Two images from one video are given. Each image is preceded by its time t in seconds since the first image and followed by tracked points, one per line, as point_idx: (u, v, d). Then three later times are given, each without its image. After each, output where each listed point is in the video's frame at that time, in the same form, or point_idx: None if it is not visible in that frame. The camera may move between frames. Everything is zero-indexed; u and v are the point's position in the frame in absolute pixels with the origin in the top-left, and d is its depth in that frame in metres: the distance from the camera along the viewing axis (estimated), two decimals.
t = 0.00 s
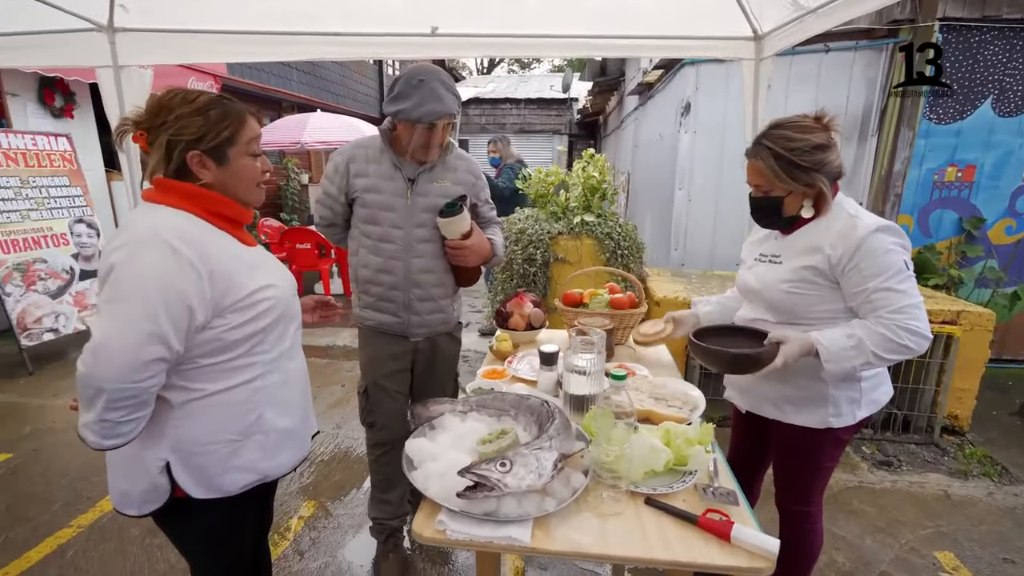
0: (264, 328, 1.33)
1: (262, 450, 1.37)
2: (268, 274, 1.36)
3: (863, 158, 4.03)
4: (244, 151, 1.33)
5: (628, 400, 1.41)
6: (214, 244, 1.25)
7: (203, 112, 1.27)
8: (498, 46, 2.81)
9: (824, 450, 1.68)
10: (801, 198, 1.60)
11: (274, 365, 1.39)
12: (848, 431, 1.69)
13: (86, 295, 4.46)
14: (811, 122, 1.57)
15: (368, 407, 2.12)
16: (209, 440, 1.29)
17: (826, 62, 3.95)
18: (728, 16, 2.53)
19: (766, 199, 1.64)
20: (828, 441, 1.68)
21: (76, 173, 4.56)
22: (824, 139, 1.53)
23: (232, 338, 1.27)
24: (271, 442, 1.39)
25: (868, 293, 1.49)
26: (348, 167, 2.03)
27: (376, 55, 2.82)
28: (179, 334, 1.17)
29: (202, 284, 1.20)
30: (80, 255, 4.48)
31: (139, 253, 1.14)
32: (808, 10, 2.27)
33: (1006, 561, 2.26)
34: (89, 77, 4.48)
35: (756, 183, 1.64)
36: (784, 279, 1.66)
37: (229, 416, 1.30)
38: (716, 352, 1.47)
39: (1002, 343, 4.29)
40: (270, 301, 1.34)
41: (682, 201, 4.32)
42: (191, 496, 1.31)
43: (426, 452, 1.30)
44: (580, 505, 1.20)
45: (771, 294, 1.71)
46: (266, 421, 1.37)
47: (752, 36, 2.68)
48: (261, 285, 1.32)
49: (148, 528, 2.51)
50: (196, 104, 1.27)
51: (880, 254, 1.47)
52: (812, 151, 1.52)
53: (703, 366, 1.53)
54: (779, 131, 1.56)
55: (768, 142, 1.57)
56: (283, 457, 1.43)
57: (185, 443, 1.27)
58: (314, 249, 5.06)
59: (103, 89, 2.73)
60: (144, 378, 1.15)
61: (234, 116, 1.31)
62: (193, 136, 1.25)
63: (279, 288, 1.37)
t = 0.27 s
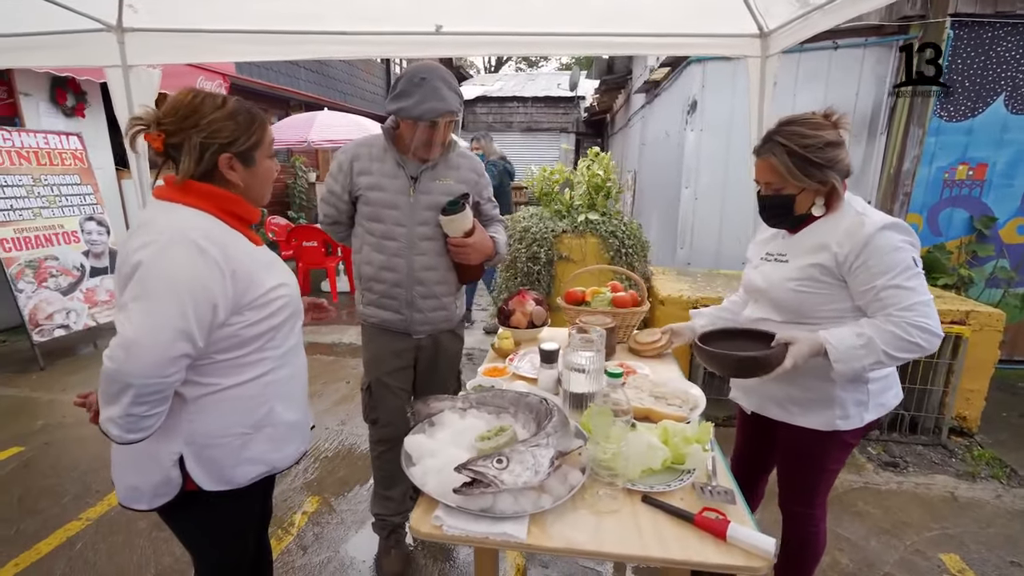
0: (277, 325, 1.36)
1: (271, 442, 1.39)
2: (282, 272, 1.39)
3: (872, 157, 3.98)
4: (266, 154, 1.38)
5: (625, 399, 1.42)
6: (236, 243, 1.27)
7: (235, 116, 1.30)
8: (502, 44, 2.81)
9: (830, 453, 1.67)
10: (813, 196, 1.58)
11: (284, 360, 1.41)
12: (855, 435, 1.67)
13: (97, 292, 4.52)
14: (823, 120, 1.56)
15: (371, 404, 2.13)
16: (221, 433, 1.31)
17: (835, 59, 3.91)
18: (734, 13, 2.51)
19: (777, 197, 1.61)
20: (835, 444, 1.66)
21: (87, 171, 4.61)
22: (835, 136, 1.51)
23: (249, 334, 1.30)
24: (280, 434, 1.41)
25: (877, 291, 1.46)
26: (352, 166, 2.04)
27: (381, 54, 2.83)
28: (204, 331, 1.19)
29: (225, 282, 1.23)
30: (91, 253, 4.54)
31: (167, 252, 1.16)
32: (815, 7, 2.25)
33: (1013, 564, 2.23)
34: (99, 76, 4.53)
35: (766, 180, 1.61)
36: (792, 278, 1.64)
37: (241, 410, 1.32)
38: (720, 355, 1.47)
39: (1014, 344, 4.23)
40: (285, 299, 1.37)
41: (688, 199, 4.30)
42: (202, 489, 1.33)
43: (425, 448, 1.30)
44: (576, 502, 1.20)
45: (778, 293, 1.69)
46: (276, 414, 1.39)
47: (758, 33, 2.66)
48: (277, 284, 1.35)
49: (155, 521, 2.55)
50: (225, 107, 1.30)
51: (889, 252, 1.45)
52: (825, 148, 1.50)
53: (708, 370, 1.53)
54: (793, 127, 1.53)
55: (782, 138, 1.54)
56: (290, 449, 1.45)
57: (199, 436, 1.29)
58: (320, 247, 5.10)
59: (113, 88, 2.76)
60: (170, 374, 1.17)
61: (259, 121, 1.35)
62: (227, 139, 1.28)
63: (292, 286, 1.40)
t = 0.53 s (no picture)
0: (282, 322, 1.38)
1: (271, 438, 1.41)
2: (288, 272, 1.41)
3: (878, 156, 3.94)
4: (273, 154, 1.41)
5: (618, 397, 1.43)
6: (247, 241, 1.29)
7: (245, 116, 1.32)
8: (504, 43, 2.81)
9: (833, 453, 1.65)
10: (822, 195, 1.57)
11: (286, 356, 1.43)
12: (859, 435, 1.65)
13: (103, 290, 4.56)
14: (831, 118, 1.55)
15: (371, 401, 2.14)
16: (223, 427, 1.32)
17: (840, 56, 3.87)
18: (737, 10, 2.50)
19: (785, 196, 1.60)
20: (839, 445, 1.65)
21: (94, 170, 4.66)
22: (843, 134, 1.50)
23: (255, 330, 1.31)
24: (279, 430, 1.42)
25: (893, 291, 1.43)
26: (353, 164, 2.05)
27: (383, 52, 2.84)
28: (215, 325, 1.21)
29: (236, 278, 1.24)
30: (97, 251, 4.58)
31: (181, 247, 1.17)
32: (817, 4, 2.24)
33: (1017, 566, 2.21)
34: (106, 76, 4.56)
35: (775, 179, 1.59)
36: (801, 278, 1.62)
37: (243, 405, 1.34)
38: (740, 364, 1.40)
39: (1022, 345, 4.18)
40: (290, 297, 1.39)
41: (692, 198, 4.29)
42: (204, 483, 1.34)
43: (421, 444, 1.31)
44: (570, 499, 1.20)
45: (787, 293, 1.66)
46: (276, 410, 1.40)
47: (761, 30, 2.65)
48: (283, 282, 1.37)
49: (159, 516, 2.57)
50: (235, 107, 1.32)
51: (902, 250, 1.42)
52: (835, 146, 1.48)
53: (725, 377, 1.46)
54: (800, 125, 1.51)
55: (790, 136, 1.52)
56: (288, 445, 1.46)
57: (202, 430, 1.30)
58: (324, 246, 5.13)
59: (117, 87, 2.79)
60: (182, 366, 1.18)
61: (268, 121, 1.38)
62: (238, 137, 1.30)
63: (296, 285, 1.42)
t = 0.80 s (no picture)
0: (283, 318, 1.39)
1: (271, 433, 1.41)
2: (289, 268, 1.42)
3: (880, 154, 3.92)
4: (276, 152, 1.41)
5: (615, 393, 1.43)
6: (249, 237, 1.30)
7: (248, 114, 1.33)
8: (505, 41, 2.81)
9: (835, 452, 1.65)
10: (831, 192, 1.56)
11: (286, 352, 1.43)
12: (861, 434, 1.65)
13: (106, 287, 4.57)
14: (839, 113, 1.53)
15: (371, 398, 2.15)
16: (224, 422, 1.32)
17: (843, 54, 3.84)
18: (737, 8, 2.49)
19: (793, 194, 1.60)
20: (842, 444, 1.64)
21: (96, 168, 4.67)
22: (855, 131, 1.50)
23: (256, 325, 1.32)
24: (280, 425, 1.43)
25: (908, 290, 1.42)
26: (352, 161, 2.07)
27: (383, 50, 2.85)
28: (217, 319, 1.22)
29: (239, 273, 1.25)
30: (100, 248, 4.59)
31: (184, 242, 1.18)
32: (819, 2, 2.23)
33: (1017, 564, 2.21)
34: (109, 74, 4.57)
35: (783, 177, 1.59)
36: (810, 278, 1.61)
37: (244, 400, 1.34)
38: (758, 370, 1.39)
39: None
40: (291, 293, 1.40)
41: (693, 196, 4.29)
42: (205, 478, 1.35)
43: (419, 440, 1.31)
44: (567, 494, 1.21)
45: (794, 292, 1.65)
46: (277, 405, 1.41)
47: (762, 28, 2.64)
48: (284, 278, 1.38)
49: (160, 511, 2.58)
50: (238, 104, 1.32)
51: (916, 249, 1.42)
52: (847, 144, 1.48)
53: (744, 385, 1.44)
54: (811, 121, 1.50)
55: (802, 132, 1.51)
56: (288, 441, 1.47)
57: (203, 425, 1.31)
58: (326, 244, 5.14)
59: (119, 85, 2.80)
60: (184, 359, 1.19)
61: (270, 120, 1.39)
62: (240, 136, 1.31)
63: (297, 281, 1.43)
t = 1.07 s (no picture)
0: (286, 314, 1.40)
1: (276, 429, 1.42)
2: (291, 265, 1.43)
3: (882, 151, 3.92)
4: (280, 151, 1.43)
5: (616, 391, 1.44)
6: (252, 234, 1.31)
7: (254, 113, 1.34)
8: (505, 38, 2.81)
9: (838, 450, 1.65)
10: (847, 190, 1.56)
11: (290, 349, 1.44)
12: (865, 432, 1.65)
13: (108, 285, 4.58)
14: (855, 109, 1.52)
15: (371, 395, 2.17)
16: (228, 418, 1.34)
17: (844, 53, 3.85)
18: (738, 6, 2.49)
19: (809, 192, 1.59)
20: (845, 442, 1.64)
21: (98, 166, 4.68)
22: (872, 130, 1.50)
23: (259, 322, 1.33)
24: (284, 421, 1.44)
25: (922, 293, 1.43)
26: (351, 158, 2.09)
27: (384, 48, 2.85)
28: (220, 315, 1.22)
29: (241, 270, 1.26)
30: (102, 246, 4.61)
31: (186, 239, 1.19)
32: None
33: (1016, 561, 2.21)
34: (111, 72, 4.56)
35: (798, 174, 1.58)
36: (822, 278, 1.60)
37: (249, 396, 1.35)
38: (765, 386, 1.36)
39: None
40: (294, 290, 1.41)
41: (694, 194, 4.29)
42: (211, 473, 1.36)
43: (421, 436, 1.32)
44: (568, 490, 1.22)
45: (805, 291, 1.65)
46: (281, 401, 1.42)
47: (763, 26, 2.64)
48: (287, 275, 1.39)
49: (164, 508, 2.60)
50: (245, 104, 1.34)
51: (930, 252, 1.43)
52: (866, 142, 1.48)
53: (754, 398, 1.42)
54: (830, 117, 1.49)
55: (820, 129, 1.50)
56: (293, 436, 1.48)
57: (207, 421, 1.32)
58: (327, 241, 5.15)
59: (122, 83, 2.81)
60: (188, 356, 1.20)
61: (276, 120, 1.40)
62: (247, 135, 1.32)
63: (299, 278, 1.44)
